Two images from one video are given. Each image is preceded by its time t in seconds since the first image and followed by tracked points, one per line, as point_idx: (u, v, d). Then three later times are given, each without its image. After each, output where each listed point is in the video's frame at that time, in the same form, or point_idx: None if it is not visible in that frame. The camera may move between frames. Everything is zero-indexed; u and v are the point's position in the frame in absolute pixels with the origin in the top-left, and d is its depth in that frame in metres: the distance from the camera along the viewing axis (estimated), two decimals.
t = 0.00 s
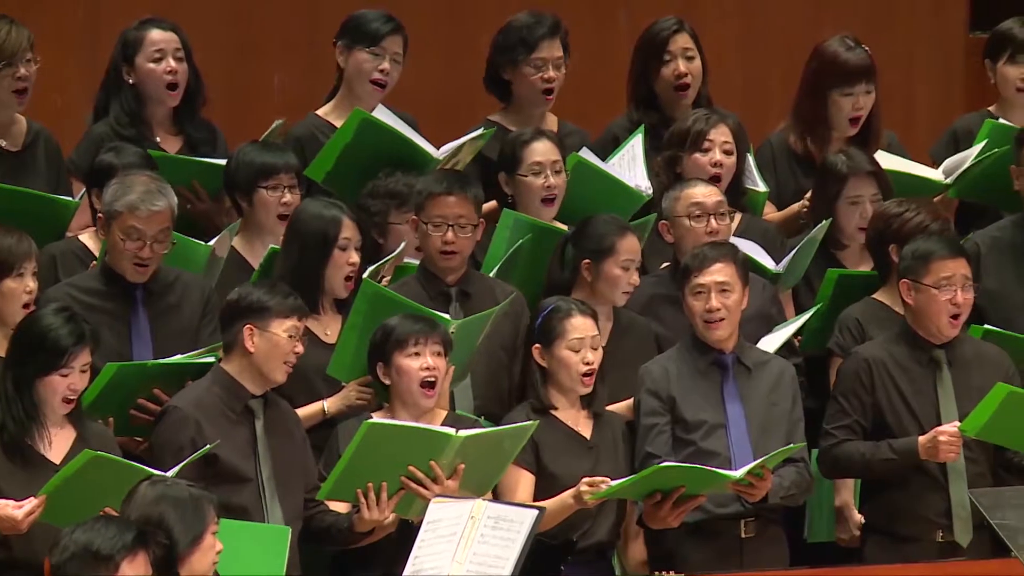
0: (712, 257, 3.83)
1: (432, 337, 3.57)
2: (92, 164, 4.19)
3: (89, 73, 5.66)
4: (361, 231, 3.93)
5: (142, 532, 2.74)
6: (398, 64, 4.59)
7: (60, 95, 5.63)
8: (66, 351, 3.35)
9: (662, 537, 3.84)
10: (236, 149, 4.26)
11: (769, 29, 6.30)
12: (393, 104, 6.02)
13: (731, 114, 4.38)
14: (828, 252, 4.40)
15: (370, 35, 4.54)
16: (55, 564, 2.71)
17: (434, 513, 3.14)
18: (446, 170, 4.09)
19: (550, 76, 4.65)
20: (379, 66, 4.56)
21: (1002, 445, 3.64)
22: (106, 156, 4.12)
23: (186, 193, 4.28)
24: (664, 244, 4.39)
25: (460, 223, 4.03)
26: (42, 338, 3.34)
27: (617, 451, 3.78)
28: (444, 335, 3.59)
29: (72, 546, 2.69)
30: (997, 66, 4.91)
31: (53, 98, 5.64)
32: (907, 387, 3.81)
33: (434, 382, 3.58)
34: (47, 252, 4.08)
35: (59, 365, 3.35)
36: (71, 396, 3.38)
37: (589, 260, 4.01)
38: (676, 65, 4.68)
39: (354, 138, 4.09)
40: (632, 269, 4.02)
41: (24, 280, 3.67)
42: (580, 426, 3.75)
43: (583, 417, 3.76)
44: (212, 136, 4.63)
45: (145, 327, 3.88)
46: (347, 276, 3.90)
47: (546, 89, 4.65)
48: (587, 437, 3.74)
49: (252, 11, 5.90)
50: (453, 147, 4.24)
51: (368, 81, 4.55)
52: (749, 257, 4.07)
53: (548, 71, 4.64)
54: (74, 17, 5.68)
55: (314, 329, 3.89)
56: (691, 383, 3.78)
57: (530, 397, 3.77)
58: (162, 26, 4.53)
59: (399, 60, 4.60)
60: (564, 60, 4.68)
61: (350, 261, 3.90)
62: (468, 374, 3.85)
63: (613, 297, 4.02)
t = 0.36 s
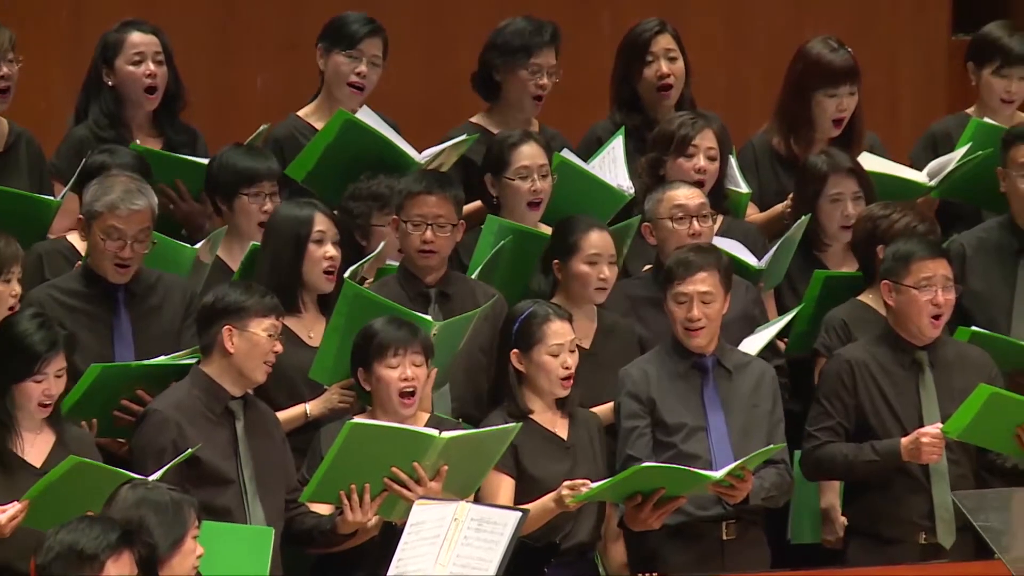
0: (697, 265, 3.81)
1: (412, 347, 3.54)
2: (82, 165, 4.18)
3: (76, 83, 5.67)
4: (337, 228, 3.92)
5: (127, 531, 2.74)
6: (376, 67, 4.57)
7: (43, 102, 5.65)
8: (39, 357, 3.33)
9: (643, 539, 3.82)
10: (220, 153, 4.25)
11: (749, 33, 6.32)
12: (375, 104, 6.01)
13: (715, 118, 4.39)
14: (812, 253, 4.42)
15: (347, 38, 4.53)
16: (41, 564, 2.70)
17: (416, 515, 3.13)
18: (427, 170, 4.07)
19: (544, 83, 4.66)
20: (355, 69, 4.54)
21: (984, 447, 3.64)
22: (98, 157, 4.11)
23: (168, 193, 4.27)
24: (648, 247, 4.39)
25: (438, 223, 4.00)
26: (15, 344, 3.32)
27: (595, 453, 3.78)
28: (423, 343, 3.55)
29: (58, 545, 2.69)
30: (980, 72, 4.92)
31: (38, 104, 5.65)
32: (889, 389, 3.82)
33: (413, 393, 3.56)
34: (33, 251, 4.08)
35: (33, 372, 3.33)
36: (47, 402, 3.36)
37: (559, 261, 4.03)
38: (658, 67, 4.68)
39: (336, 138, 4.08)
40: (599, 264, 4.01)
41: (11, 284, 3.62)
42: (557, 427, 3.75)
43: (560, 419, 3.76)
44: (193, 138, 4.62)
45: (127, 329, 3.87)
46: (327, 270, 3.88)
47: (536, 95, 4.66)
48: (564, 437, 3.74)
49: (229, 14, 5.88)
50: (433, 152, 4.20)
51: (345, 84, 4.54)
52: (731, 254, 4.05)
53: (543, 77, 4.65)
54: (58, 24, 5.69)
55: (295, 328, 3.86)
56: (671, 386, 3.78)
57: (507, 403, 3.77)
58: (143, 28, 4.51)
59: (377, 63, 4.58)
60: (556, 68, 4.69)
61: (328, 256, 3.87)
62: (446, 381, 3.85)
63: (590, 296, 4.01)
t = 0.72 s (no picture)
0: (692, 269, 3.81)
1: (399, 359, 3.52)
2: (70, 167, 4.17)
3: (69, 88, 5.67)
4: (328, 230, 3.91)
5: (120, 530, 2.74)
6: (364, 73, 4.57)
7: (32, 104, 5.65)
8: (21, 352, 3.32)
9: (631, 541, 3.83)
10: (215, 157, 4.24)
11: (732, 37, 6.34)
12: (362, 108, 6.00)
13: (705, 122, 4.41)
14: (798, 254, 4.43)
15: (336, 44, 4.52)
16: (32, 565, 2.68)
17: (404, 517, 3.10)
18: (411, 176, 4.06)
19: (531, 83, 4.66)
20: (344, 76, 4.54)
21: (971, 450, 3.66)
22: (86, 160, 4.11)
23: (157, 196, 4.27)
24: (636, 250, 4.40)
25: (419, 231, 3.99)
26: None
27: (583, 454, 3.79)
28: (410, 355, 3.53)
29: (50, 546, 2.67)
30: (969, 77, 4.94)
31: (26, 107, 5.65)
32: (878, 394, 3.83)
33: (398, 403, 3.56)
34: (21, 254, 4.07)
35: (15, 366, 3.31)
36: (30, 397, 3.34)
37: (538, 266, 4.04)
38: (645, 70, 4.69)
39: (323, 138, 4.07)
40: (574, 265, 4.00)
41: None
42: (545, 431, 3.75)
43: (548, 423, 3.76)
44: (180, 140, 4.62)
45: (115, 333, 3.86)
46: (317, 272, 3.86)
47: (523, 95, 4.66)
48: (552, 441, 3.74)
49: (215, 14, 5.88)
50: (416, 154, 4.19)
51: (332, 90, 4.54)
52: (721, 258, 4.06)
53: (529, 78, 4.65)
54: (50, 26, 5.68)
55: (282, 332, 3.85)
56: (659, 389, 3.78)
57: (495, 405, 3.77)
58: (132, 32, 4.50)
59: (365, 69, 4.58)
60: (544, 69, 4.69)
61: (318, 258, 3.86)
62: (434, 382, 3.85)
63: (571, 299, 4.01)
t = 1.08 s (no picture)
0: (679, 276, 3.80)
1: (387, 367, 3.52)
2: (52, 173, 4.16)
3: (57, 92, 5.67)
4: (319, 236, 3.90)
5: (114, 531, 2.78)
6: (353, 76, 4.57)
7: (20, 104, 5.65)
8: (7, 355, 3.30)
9: (620, 544, 3.82)
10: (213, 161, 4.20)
11: (719, 42, 6.35)
12: (350, 112, 6.00)
13: (695, 126, 4.42)
14: (784, 262, 4.42)
15: (325, 50, 4.52)
16: (27, 567, 2.74)
17: (393, 523, 3.12)
18: (397, 182, 4.06)
19: (519, 89, 4.66)
20: (335, 82, 4.55)
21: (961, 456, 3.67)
22: (65, 165, 4.09)
23: (146, 199, 4.26)
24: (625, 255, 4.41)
25: (409, 234, 3.99)
26: None
27: (575, 456, 3.79)
28: (399, 363, 3.53)
29: (46, 547, 2.73)
30: (959, 85, 4.96)
31: (15, 107, 5.65)
32: (871, 398, 3.83)
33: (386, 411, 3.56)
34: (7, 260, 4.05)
35: (3, 370, 3.30)
36: (19, 401, 3.33)
37: (522, 274, 4.04)
38: (634, 74, 4.69)
39: (310, 142, 4.07)
40: (558, 270, 4.00)
41: None
42: (538, 435, 3.76)
43: (541, 428, 3.77)
44: (170, 142, 4.62)
45: (105, 336, 3.85)
46: (306, 278, 3.85)
47: (511, 99, 4.66)
48: (545, 445, 3.75)
49: (197, 20, 5.85)
50: (404, 155, 4.20)
51: (324, 95, 4.54)
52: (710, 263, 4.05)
53: (518, 84, 4.65)
54: (27, 37, 5.66)
55: (275, 339, 3.85)
56: (649, 394, 3.78)
57: (484, 408, 3.77)
58: (129, 36, 4.50)
59: (355, 73, 4.59)
60: (532, 74, 4.69)
61: (308, 265, 3.85)
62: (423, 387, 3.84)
63: (559, 306, 4.02)
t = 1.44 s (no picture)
0: (666, 280, 3.80)
1: (374, 371, 3.51)
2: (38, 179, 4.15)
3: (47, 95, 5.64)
4: (311, 241, 3.89)
5: (106, 534, 2.78)
6: (341, 77, 4.56)
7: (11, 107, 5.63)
8: None
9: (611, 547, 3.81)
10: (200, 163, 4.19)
11: (708, 47, 6.36)
12: (340, 113, 5.98)
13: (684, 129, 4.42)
14: (772, 266, 4.41)
15: (312, 50, 4.51)
16: (20, 569, 2.74)
17: (382, 525, 3.11)
18: (385, 185, 4.07)
19: (508, 92, 4.66)
20: (322, 81, 4.53)
21: (952, 460, 3.68)
22: (51, 171, 4.08)
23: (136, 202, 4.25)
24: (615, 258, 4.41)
25: (406, 234, 4.00)
26: None
27: (566, 460, 3.79)
28: (386, 367, 3.53)
29: (37, 549, 2.73)
30: (949, 88, 4.97)
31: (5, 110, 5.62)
32: (863, 403, 3.83)
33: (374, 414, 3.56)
34: None
35: None
36: (5, 406, 3.30)
37: (513, 274, 4.04)
38: (624, 78, 4.69)
39: (300, 145, 4.06)
40: (550, 274, 4.00)
41: None
42: (528, 439, 3.75)
43: (533, 432, 3.76)
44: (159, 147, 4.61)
45: (94, 340, 3.83)
46: (298, 282, 3.85)
47: (500, 102, 4.66)
48: (535, 448, 3.74)
49: (186, 24, 5.84)
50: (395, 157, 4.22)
51: (312, 95, 4.53)
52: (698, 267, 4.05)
53: (507, 87, 4.65)
54: (10, 38, 5.61)
55: (267, 343, 3.84)
56: (640, 399, 3.78)
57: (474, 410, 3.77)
58: (124, 44, 4.49)
59: (342, 72, 4.57)
60: (521, 77, 4.69)
61: (300, 270, 3.85)
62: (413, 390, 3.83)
63: (551, 310, 4.02)
